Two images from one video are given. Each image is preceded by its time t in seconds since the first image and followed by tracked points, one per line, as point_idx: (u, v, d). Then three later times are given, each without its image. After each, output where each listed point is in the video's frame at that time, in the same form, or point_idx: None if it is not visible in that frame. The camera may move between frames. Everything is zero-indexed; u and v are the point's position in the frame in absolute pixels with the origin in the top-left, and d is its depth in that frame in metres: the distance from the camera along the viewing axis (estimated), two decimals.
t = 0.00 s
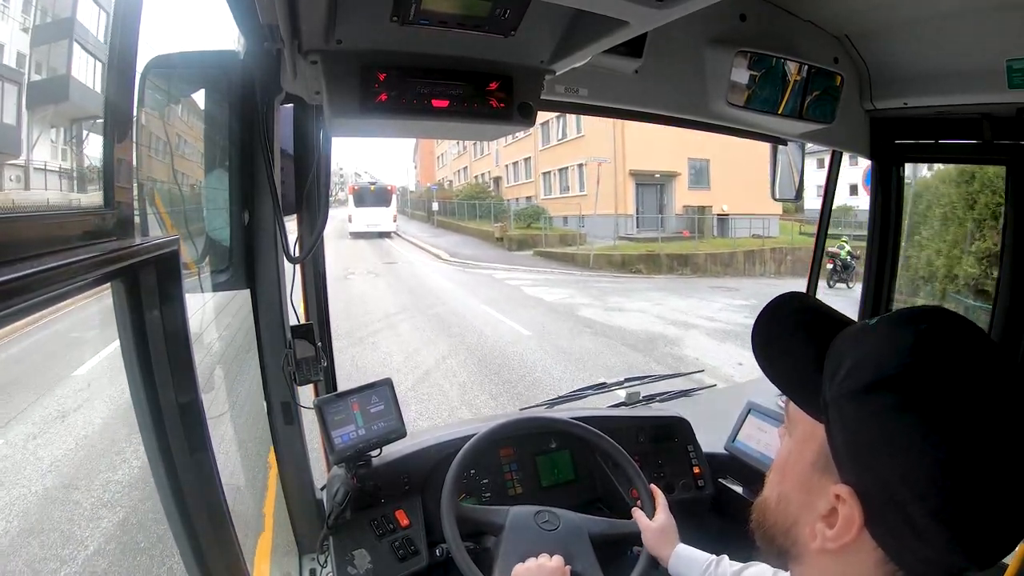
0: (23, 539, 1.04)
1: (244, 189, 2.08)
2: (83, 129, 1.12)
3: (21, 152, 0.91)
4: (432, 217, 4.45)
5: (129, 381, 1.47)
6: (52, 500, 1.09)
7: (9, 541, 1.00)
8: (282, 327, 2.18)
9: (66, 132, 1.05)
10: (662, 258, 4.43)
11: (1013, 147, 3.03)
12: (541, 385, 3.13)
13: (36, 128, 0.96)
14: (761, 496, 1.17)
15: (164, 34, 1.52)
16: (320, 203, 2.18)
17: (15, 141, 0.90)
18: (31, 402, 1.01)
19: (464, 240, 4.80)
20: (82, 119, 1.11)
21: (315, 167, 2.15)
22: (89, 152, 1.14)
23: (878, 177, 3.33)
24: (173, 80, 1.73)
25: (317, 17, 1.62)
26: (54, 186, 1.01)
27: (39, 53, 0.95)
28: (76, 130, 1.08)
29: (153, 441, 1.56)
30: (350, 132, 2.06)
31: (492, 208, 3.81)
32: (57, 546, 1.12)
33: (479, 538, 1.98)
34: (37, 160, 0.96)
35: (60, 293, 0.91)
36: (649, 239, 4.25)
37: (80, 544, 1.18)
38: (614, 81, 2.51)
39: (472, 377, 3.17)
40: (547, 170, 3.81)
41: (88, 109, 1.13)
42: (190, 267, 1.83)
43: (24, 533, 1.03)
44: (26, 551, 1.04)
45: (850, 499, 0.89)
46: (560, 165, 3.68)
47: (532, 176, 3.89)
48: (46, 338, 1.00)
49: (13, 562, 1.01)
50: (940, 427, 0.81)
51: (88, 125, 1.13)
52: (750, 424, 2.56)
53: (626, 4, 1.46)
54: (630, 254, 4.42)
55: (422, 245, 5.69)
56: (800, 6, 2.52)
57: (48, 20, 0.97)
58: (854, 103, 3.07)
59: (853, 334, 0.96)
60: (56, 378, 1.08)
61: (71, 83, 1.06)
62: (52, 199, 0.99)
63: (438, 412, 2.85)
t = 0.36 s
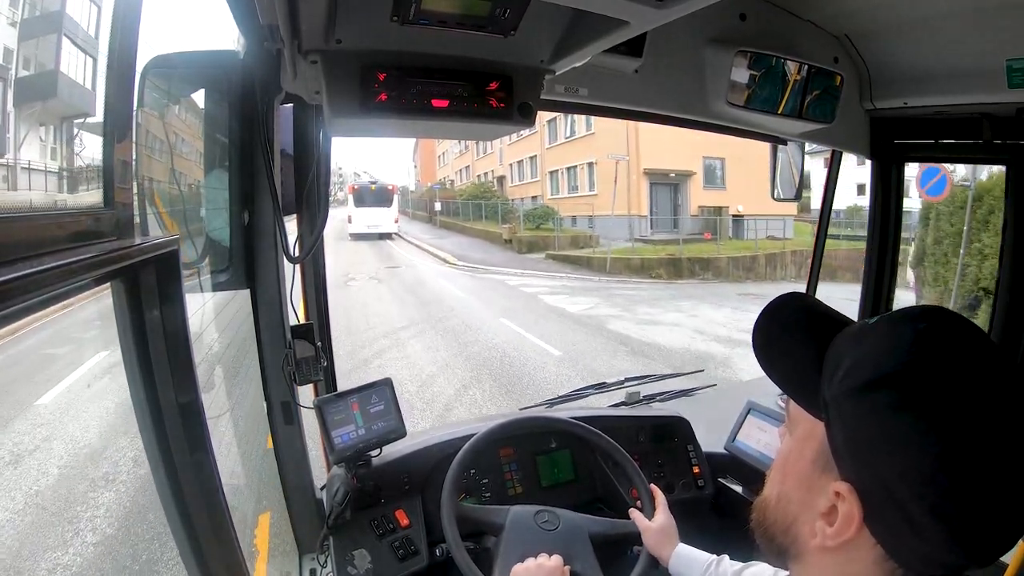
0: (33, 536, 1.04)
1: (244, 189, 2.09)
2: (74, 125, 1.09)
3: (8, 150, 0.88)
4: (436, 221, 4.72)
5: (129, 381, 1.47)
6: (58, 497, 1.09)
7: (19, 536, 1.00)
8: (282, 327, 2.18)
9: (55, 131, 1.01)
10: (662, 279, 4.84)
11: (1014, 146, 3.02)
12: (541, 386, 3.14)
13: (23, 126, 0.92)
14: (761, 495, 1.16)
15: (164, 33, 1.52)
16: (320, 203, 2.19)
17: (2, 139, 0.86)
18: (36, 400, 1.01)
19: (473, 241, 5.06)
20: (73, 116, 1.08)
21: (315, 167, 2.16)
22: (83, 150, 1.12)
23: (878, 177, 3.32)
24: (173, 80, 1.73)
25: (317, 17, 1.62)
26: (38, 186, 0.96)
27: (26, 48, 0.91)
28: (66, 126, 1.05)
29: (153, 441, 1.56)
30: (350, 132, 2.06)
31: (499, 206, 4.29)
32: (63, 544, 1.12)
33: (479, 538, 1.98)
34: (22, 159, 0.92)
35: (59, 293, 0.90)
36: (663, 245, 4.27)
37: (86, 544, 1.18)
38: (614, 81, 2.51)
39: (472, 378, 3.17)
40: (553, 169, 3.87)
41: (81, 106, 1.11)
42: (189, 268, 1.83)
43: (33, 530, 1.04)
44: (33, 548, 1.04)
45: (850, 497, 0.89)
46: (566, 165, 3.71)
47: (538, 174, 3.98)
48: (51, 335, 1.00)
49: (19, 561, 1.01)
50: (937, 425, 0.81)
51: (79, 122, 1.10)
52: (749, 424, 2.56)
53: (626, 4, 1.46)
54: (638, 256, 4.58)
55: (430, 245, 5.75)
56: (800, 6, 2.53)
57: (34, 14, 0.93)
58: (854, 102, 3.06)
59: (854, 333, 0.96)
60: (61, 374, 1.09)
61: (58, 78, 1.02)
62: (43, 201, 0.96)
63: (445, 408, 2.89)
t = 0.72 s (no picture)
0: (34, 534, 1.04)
1: (244, 189, 2.08)
2: (68, 121, 1.06)
3: None
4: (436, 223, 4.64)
5: (129, 381, 1.47)
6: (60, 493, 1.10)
7: (22, 532, 1.01)
8: (282, 327, 2.18)
9: (45, 128, 0.99)
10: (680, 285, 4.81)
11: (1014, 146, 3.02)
12: (539, 389, 3.14)
13: (11, 123, 0.89)
14: (762, 494, 1.16)
15: (164, 33, 1.52)
16: (321, 203, 2.19)
17: None
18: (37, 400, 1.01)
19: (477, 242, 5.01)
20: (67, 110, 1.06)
21: (315, 167, 2.16)
22: (79, 148, 1.11)
23: (879, 176, 3.33)
24: (173, 80, 1.73)
25: (317, 17, 1.62)
26: (22, 185, 0.93)
27: (15, 43, 0.88)
28: (59, 126, 1.03)
29: (153, 440, 1.56)
30: (349, 132, 2.06)
31: (505, 206, 4.05)
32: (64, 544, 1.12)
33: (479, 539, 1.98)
34: (10, 156, 0.90)
35: (59, 293, 0.90)
36: (684, 249, 4.15)
37: (84, 543, 1.18)
38: (614, 81, 2.51)
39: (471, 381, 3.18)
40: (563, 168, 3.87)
41: (76, 103, 1.09)
42: (190, 267, 1.83)
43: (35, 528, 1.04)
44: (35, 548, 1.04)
45: (857, 495, 0.90)
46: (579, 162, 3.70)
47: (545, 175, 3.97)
48: (53, 332, 1.00)
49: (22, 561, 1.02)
50: (945, 426, 0.81)
51: (71, 117, 1.08)
52: (750, 424, 2.56)
53: (626, 4, 1.46)
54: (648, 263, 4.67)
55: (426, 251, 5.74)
56: (800, 6, 2.53)
57: (25, 6, 0.90)
58: (854, 102, 3.06)
59: (863, 331, 0.96)
60: (64, 372, 1.09)
61: (50, 72, 0.99)
62: (32, 200, 0.94)
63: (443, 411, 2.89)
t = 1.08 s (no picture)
0: (36, 532, 1.04)
1: (244, 190, 2.08)
2: (58, 119, 1.03)
3: None
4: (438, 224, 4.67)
5: (129, 381, 1.48)
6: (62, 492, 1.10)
7: (23, 530, 1.02)
8: (282, 327, 2.18)
9: (35, 127, 0.96)
10: (705, 292, 4.75)
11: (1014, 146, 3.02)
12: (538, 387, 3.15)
13: None
14: (762, 497, 1.16)
15: (163, 33, 1.52)
16: (320, 203, 2.20)
17: None
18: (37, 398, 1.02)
19: (484, 246, 4.92)
20: (59, 107, 1.02)
21: (315, 167, 2.17)
22: (71, 147, 1.08)
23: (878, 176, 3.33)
24: (173, 81, 1.73)
25: (317, 17, 1.62)
26: (7, 184, 0.89)
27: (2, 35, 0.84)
28: (50, 123, 1.00)
29: (152, 439, 1.56)
30: (350, 132, 2.06)
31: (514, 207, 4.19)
32: (67, 540, 1.13)
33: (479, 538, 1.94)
34: None
35: (59, 292, 0.90)
36: (705, 253, 4.18)
37: (86, 540, 1.19)
38: (614, 81, 2.51)
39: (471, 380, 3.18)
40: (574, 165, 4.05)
41: (68, 100, 1.05)
42: (190, 268, 1.83)
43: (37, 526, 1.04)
44: (37, 545, 1.05)
45: (857, 498, 0.89)
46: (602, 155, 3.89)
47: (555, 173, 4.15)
48: (54, 331, 1.00)
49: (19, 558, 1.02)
50: (945, 427, 0.80)
51: (62, 115, 1.04)
52: (750, 424, 2.56)
53: (625, 4, 1.46)
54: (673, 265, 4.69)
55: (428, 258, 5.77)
56: (800, 6, 2.53)
57: None
58: (854, 102, 3.06)
59: (860, 333, 0.96)
60: (64, 371, 1.09)
61: (40, 67, 0.95)
62: (21, 200, 0.91)
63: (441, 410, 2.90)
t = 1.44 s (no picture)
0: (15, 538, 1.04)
1: (244, 190, 2.08)
2: (49, 115, 1.00)
3: None
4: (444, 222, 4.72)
5: (129, 381, 1.48)
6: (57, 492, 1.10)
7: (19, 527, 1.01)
8: (281, 326, 2.18)
9: (24, 125, 0.94)
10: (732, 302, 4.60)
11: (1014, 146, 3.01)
12: (538, 390, 3.15)
13: None
14: (763, 498, 1.16)
15: (164, 33, 1.52)
16: (320, 204, 2.20)
17: None
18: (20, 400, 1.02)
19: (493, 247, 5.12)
20: (51, 103, 1.00)
21: (315, 167, 2.17)
22: (65, 144, 1.06)
23: (878, 174, 3.33)
24: (173, 81, 1.73)
25: (318, 17, 1.62)
26: None
27: None
28: (41, 121, 0.98)
29: (152, 439, 1.56)
30: (350, 132, 2.06)
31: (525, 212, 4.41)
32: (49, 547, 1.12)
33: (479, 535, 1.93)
34: None
35: (57, 293, 0.90)
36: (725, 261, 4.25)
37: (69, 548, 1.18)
38: (614, 82, 2.51)
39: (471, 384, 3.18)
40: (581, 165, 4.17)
41: (60, 96, 1.02)
42: (190, 268, 1.83)
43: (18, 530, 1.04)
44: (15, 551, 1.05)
45: (858, 499, 0.89)
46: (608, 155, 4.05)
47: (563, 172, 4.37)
48: (53, 331, 1.00)
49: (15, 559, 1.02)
50: (946, 427, 0.80)
51: (53, 111, 1.01)
52: (750, 424, 2.56)
53: (625, 3, 1.46)
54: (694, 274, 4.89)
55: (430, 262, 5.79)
56: (800, 6, 2.52)
57: None
58: (854, 102, 3.07)
59: (859, 334, 0.96)
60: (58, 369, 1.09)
61: (28, 63, 0.91)
62: (9, 201, 0.89)
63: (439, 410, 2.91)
